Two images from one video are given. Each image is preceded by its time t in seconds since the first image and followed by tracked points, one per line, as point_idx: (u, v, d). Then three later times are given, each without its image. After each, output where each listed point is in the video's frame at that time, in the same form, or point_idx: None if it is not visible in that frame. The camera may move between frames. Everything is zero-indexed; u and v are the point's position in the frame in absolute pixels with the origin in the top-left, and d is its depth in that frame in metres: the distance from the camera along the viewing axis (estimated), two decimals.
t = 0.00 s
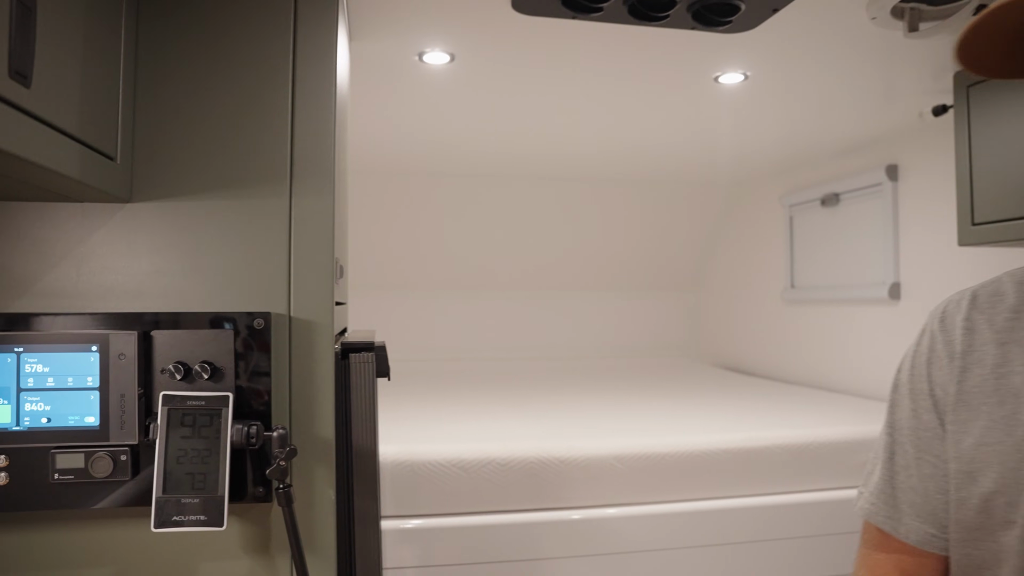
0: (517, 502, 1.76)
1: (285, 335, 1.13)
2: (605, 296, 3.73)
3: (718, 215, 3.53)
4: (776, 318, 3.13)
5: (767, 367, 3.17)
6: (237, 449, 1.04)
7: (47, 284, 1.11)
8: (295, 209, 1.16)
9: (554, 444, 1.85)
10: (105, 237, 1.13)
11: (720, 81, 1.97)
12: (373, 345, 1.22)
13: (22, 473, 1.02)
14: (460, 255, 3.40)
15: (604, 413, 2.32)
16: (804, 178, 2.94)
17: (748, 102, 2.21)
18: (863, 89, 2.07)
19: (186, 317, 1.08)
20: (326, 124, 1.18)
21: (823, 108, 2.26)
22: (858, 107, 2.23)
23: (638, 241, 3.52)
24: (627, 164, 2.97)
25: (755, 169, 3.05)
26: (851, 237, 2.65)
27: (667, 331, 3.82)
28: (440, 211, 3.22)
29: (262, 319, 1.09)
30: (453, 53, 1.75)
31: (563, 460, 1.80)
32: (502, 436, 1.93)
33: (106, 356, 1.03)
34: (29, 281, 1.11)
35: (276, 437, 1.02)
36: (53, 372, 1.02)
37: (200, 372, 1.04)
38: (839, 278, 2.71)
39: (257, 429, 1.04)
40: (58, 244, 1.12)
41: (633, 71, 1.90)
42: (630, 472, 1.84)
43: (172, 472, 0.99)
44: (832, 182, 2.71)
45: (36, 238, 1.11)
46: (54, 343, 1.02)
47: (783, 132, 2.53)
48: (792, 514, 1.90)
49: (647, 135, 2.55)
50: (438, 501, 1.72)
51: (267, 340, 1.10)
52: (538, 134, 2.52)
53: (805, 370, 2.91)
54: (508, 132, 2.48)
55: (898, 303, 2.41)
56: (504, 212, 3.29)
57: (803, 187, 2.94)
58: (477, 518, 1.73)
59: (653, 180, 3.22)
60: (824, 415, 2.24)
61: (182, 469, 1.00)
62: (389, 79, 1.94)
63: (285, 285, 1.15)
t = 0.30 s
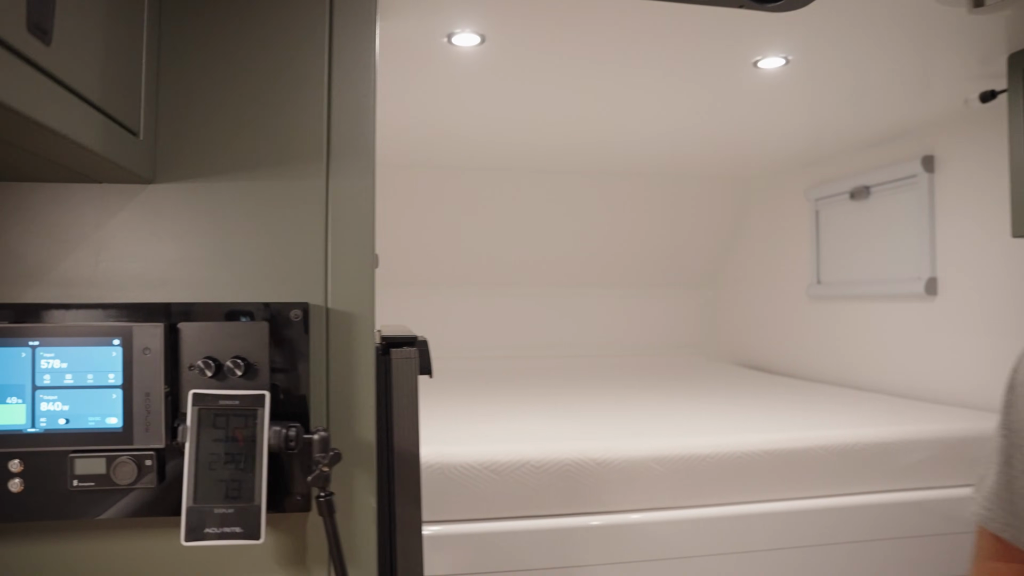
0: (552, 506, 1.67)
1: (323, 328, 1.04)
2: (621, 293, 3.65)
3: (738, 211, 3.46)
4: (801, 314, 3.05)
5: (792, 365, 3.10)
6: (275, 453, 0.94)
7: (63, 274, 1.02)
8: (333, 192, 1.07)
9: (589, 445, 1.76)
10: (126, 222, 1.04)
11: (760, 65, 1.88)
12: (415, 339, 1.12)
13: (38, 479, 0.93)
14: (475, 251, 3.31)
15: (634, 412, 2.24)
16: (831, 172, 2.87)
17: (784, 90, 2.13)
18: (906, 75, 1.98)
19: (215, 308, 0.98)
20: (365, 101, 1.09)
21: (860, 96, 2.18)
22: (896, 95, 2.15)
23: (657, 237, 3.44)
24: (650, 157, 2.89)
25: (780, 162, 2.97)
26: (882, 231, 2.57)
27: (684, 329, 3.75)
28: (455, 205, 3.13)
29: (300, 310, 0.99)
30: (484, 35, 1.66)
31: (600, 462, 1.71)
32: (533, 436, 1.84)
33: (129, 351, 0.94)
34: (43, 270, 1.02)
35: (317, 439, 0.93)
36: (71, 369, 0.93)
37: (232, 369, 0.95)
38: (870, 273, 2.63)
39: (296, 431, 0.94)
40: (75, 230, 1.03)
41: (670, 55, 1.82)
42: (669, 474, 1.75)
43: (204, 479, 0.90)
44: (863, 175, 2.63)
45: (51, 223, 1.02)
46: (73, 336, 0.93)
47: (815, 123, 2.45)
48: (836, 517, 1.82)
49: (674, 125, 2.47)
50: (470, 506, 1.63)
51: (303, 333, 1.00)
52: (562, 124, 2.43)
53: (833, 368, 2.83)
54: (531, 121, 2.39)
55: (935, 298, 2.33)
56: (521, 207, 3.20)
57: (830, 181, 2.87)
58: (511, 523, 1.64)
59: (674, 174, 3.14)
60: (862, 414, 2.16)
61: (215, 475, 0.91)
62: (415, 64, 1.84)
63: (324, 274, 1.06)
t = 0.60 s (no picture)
0: (614, 508, 1.56)
1: (398, 310, 0.93)
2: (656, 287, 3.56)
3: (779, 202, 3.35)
4: (847, 309, 2.94)
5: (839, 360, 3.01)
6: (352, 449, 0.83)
7: (110, 249, 0.91)
8: (409, 159, 0.96)
9: (653, 441, 1.64)
10: (179, 191, 0.93)
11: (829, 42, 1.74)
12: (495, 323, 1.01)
13: (86, 478, 0.82)
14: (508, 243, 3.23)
15: (689, 406, 2.14)
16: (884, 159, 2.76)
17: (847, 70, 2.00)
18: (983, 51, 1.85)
19: (282, 285, 0.86)
20: (442, 59, 0.98)
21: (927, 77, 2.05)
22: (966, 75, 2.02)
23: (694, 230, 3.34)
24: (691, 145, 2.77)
25: (827, 151, 2.85)
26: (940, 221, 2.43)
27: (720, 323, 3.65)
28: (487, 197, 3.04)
29: (377, 288, 0.88)
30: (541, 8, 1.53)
31: (664, 464, 1.59)
32: (589, 433, 1.73)
33: (187, 333, 0.82)
34: (88, 245, 0.91)
35: (400, 433, 0.82)
36: (122, 353, 0.82)
37: (303, 355, 0.84)
38: (927, 265, 2.50)
39: (377, 425, 0.83)
40: (123, 201, 0.92)
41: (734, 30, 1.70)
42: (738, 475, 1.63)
43: (274, 479, 0.79)
44: (919, 162, 2.50)
45: (97, 193, 0.92)
46: (124, 316, 0.82)
47: (872, 108, 2.33)
48: (916, 521, 1.70)
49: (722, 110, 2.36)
50: (529, 506, 1.52)
51: (380, 314, 0.88)
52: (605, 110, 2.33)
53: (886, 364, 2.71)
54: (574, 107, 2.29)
55: (1003, 290, 2.19)
56: (555, 198, 3.10)
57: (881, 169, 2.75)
58: (572, 525, 1.53)
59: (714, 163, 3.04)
60: (931, 412, 2.03)
61: (286, 475, 0.79)
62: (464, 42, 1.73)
63: (400, 250, 0.95)
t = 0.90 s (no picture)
0: (681, 508, 1.44)
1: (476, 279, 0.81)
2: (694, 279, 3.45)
3: (823, 189, 3.23)
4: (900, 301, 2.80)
5: (890, 354, 2.87)
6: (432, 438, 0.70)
7: (147, 209, 0.79)
8: (487, 107, 0.84)
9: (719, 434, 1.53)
10: (226, 144, 0.81)
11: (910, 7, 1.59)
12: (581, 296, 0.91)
13: (124, 469, 0.71)
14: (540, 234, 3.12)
15: (747, 396, 2.01)
16: (943, 143, 2.60)
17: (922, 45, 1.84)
18: None
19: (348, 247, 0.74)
20: None
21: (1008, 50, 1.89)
22: None
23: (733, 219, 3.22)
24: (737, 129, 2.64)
25: (881, 134, 2.70)
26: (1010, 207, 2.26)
27: (758, 317, 3.52)
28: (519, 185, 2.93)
29: (458, 250, 0.75)
30: None
31: (737, 457, 1.47)
32: (649, 425, 1.62)
33: (238, 302, 0.69)
34: (124, 205, 0.79)
35: (489, 419, 0.70)
36: (163, 326, 0.69)
37: (375, 329, 0.71)
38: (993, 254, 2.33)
39: (461, 409, 0.70)
40: (162, 155, 0.80)
41: None
42: (816, 472, 1.50)
43: (342, 473, 0.67)
44: (986, 144, 2.34)
45: (133, 146, 0.80)
46: (165, 283, 0.70)
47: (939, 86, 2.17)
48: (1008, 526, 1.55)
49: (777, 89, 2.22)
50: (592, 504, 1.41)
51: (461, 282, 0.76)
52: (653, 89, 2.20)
53: (943, 359, 2.56)
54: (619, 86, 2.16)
55: None
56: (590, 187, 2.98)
57: (940, 153, 2.59)
58: (637, 526, 1.41)
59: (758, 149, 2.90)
60: (1012, 408, 1.87)
61: (357, 468, 0.67)
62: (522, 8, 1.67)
63: (478, 211, 0.83)
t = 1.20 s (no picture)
0: (747, 518, 1.34)
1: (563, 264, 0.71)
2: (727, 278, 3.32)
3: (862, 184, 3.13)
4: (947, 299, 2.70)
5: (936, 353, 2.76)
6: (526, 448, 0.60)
7: (190, 186, 0.69)
8: (576, 68, 0.73)
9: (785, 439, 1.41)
10: (279, 110, 0.70)
11: None
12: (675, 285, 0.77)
13: (166, 483, 0.61)
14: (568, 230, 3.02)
15: (799, 396, 1.89)
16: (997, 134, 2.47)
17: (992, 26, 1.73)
18: None
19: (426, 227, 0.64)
20: None
21: None
22: None
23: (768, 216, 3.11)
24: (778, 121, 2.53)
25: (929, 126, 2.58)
26: None
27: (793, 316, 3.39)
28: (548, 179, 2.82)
29: (550, 231, 0.65)
30: None
31: (807, 465, 1.35)
32: (707, 429, 1.50)
33: (299, 290, 0.59)
34: (163, 181, 0.69)
35: (591, 425, 0.60)
36: (213, 317, 0.60)
37: (458, 322, 0.61)
38: None
39: (559, 415, 0.60)
40: (206, 124, 0.70)
41: None
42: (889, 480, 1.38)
43: (424, 489, 0.57)
44: None
45: (173, 113, 0.69)
46: (215, 267, 0.59)
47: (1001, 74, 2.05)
48: None
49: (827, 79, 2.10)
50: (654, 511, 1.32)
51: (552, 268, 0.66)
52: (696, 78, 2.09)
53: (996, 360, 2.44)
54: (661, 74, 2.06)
55: None
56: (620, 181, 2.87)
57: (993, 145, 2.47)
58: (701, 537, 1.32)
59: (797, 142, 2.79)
60: None
61: (442, 484, 0.57)
62: None
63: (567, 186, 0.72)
